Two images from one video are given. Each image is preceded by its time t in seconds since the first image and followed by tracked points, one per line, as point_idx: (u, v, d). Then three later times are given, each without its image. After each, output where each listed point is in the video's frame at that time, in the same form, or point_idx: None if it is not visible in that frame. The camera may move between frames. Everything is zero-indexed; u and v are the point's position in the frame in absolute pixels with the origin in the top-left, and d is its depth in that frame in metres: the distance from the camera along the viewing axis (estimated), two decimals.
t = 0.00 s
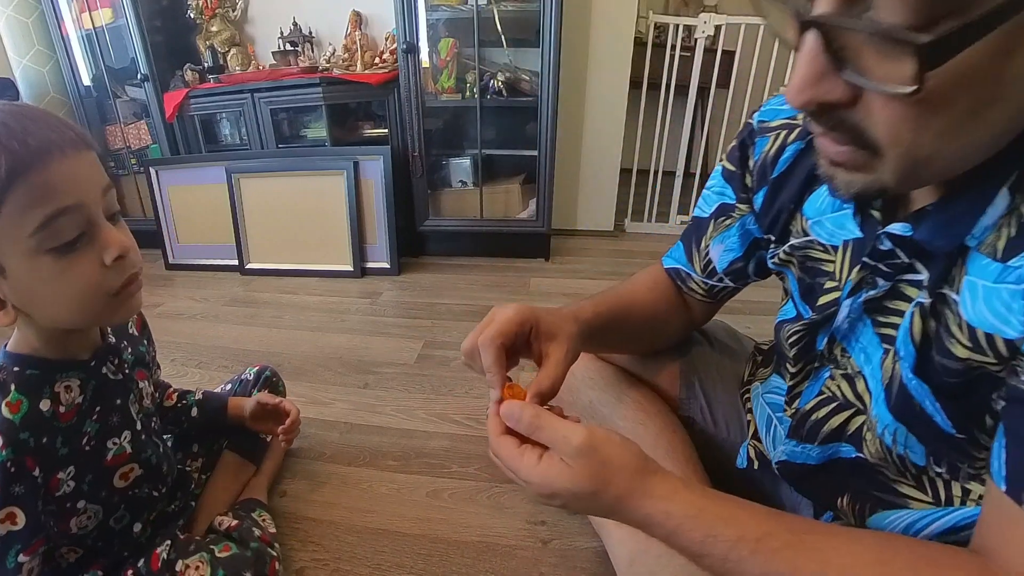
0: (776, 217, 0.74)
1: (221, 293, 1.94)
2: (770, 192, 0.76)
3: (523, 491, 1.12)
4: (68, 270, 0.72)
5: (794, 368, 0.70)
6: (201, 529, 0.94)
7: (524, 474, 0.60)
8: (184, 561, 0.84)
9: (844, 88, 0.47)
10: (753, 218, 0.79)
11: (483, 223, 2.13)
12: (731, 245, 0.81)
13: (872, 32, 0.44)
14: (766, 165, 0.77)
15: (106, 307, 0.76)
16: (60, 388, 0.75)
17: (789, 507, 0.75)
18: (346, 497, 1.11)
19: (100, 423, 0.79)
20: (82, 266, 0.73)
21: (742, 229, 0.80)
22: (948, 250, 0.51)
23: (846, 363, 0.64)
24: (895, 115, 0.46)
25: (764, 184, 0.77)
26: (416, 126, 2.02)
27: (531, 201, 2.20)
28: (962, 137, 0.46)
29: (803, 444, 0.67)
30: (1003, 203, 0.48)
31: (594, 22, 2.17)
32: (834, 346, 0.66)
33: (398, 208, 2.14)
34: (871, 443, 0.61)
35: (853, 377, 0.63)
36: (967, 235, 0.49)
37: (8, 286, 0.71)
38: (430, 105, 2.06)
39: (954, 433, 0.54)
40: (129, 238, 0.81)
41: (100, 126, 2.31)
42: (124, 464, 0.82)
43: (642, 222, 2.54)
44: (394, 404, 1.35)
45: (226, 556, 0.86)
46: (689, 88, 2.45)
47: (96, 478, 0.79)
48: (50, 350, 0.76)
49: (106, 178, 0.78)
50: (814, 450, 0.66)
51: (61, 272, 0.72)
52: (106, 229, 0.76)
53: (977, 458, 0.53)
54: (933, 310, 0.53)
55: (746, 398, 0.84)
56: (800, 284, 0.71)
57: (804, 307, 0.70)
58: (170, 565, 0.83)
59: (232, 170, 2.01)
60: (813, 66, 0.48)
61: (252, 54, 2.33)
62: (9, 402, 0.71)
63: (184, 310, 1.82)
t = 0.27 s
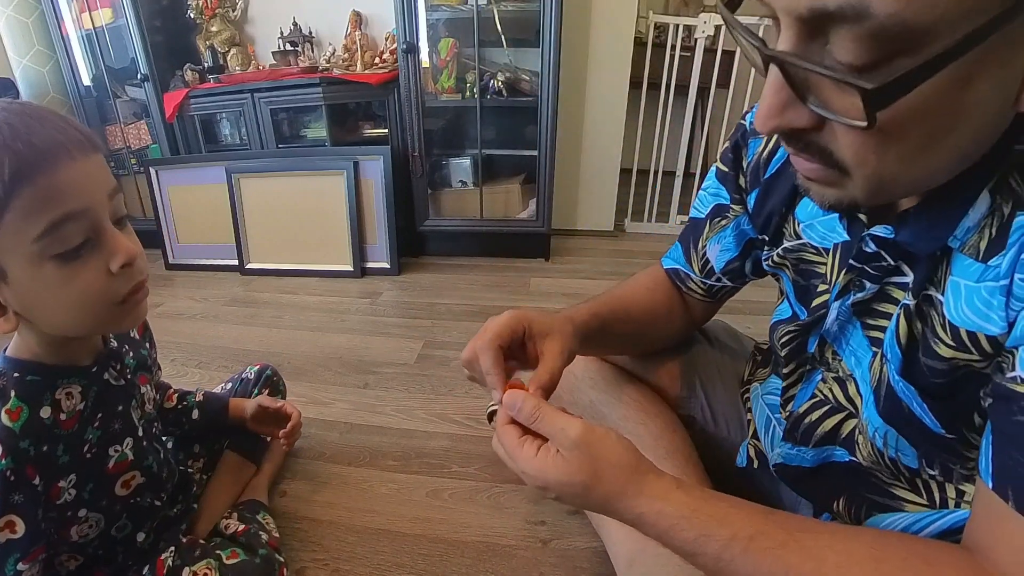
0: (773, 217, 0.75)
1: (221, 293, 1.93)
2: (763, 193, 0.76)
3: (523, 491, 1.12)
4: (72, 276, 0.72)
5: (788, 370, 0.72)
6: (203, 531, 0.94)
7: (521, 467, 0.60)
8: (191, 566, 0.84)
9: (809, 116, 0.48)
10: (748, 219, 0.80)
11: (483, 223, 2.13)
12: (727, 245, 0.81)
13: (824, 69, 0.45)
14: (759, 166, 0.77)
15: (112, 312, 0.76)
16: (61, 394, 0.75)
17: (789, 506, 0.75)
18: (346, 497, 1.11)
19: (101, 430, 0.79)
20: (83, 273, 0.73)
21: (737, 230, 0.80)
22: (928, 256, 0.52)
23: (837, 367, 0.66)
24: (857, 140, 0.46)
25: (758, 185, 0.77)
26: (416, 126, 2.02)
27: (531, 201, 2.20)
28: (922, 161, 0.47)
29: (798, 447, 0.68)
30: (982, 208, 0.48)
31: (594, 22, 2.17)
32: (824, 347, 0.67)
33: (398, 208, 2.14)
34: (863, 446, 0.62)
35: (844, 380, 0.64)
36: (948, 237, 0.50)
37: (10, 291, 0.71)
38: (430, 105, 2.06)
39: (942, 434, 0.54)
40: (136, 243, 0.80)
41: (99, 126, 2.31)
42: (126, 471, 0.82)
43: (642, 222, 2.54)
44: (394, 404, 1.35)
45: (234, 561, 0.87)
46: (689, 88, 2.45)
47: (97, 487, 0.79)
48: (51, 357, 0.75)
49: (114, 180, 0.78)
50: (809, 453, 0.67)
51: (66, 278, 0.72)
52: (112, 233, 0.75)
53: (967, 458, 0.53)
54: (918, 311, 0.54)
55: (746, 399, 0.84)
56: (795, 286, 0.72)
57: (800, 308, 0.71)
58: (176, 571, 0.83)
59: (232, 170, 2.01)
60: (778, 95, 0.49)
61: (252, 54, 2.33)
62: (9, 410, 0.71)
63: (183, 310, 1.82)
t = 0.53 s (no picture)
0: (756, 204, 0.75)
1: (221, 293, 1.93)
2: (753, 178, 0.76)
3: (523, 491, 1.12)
4: (214, 276, 0.83)
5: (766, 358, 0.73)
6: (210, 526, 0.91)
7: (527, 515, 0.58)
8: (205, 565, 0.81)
9: (756, 87, 0.51)
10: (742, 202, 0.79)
11: (483, 223, 2.13)
12: (727, 232, 0.80)
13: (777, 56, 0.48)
14: (751, 150, 0.78)
15: (220, 318, 0.83)
16: (186, 374, 0.82)
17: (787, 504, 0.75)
18: (346, 497, 1.11)
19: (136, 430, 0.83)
20: (223, 276, 0.83)
21: (733, 215, 0.79)
22: (880, 236, 0.54)
23: (815, 350, 0.67)
24: (799, 99, 0.49)
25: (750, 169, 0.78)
26: (416, 127, 2.02)
27: (530, 201, 2.20)
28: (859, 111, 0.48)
29: (783, 442, 0.69)
30: (926, 186, 0.50)
31: (594, 22, 2.17)
32: (801, 332, 0.69)
33: (398, 208, 2.14)
34: (851, 426, 0.63)
35: (824, 362, 0.65)
36: (899, 219, 0.51)
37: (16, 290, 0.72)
38: (430, 105, 2.06)
39: (909, 418, 0.54)
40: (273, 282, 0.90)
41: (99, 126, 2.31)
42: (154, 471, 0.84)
43: (642, 222, 2.54)
44: (394, 404, 1.35)
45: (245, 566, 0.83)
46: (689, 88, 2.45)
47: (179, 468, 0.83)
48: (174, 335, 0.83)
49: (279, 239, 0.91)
50: (794, 445, 0.68)
51: (212, 276, 0.83)
52: (252, 259, 0.87)
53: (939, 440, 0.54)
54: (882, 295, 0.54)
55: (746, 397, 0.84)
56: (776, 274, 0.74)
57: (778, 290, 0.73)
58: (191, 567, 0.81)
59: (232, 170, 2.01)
60: (727, 78, 0.52)
61: (251, 54, 2.33)
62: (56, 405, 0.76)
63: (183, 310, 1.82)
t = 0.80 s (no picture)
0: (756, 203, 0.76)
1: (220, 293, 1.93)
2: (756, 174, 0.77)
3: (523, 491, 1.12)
4: (186, 263, 0.84)
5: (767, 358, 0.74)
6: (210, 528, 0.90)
7: (517, 498, 0.55)
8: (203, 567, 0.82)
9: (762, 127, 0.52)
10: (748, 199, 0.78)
11: (483, 223, 2.13)
12: (729, 229, 0.80)
13: (770, 108, 0.50)
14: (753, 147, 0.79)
15: (194, 306, 0.85)
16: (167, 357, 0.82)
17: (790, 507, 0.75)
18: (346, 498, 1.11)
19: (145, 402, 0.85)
20: (194, 263, 0.85)
21: (737, 213, 0.79)
22: (887, 239, 0.53)
23: (819, 348, 0.67)
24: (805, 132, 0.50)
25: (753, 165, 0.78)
26: (416, 127, 2.02)
27: (530, 201, 2.20)
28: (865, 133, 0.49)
29: (785, 441, 0.68)
30: (929, 191, 0.50)
31: (594, 22, 2.17)
32: (804, 331, 0.69)
33: (398, 208, 2.14)
34: (853, 423, 0.62)
35: (825, 361, 0.66)
36: (903, 224, 0.51)
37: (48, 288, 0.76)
38: (430, 105, 2.06)
39: (911, 415, 0.54)
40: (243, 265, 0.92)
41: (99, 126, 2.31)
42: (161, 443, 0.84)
43: (642, 222, 2.54)
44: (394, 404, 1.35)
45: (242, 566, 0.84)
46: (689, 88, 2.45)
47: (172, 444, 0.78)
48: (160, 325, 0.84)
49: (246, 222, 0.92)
50: (796, 443, 0.67)
51: (181, 263, 0.84)
52: (219, 243, 0.88)
53: (942, 437, 0.54)
54: (891, 293, 0.54)
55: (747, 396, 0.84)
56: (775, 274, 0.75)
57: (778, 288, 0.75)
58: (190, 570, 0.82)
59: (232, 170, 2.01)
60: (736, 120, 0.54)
61: (252, 54, 2.33)
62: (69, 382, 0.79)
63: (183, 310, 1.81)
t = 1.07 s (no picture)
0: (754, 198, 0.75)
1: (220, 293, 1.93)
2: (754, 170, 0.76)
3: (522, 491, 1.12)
4: (164, 263, 0.77)
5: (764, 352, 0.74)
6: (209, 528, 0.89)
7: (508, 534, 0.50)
8: (202, 567, 0.82)
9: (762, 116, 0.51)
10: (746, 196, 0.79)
11: (483, 223, 2.13)
12: (730, 225, 0.81)
13: (768, 94, 0.49)
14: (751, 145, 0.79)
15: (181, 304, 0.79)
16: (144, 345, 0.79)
17: (789, 505, 0.76)
18: (346, 498, 1.11)
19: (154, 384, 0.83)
20: (172, 263, 0.78)
21: (736, 209, 0.80)
22: (874, 230, 0.54)
23: (815, 343, 0.68)
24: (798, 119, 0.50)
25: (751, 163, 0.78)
26: (416, 127, 2.02)
27: (530, 201, 2.20)
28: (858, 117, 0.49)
29: (782, 436, 0.69)
30: (918, 182, 0.50)
31: (594, 22, 2.17)
32: (801, 324, 0.69)
33: (398, 208, 2.14)
34: (850, 415, 0.63)
35: (822, 355, 0.66)
36: (892, 214, 0.52)
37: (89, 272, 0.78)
38: (430, 105, 2.06)
39: (906, 406, 0.55)
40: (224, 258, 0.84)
41: (99, 126, 2.31)
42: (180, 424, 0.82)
43: (642, 222, 2.54)
44: (394, 404, 1.35)
45: (243, 567, 0.83)
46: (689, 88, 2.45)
47: (165, 430, 0.79)
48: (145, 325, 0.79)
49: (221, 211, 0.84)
50: (794, 438, 0.67)
51: (159, 264, 0.77)
52: (196, 238, 0.80)
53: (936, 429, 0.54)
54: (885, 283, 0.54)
55: (748, 397, 0.84)
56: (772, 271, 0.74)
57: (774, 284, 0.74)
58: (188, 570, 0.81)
59: (232, 170, 2.01)
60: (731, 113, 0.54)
61: (251, 54, 2.33)
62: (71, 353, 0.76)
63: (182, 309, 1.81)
